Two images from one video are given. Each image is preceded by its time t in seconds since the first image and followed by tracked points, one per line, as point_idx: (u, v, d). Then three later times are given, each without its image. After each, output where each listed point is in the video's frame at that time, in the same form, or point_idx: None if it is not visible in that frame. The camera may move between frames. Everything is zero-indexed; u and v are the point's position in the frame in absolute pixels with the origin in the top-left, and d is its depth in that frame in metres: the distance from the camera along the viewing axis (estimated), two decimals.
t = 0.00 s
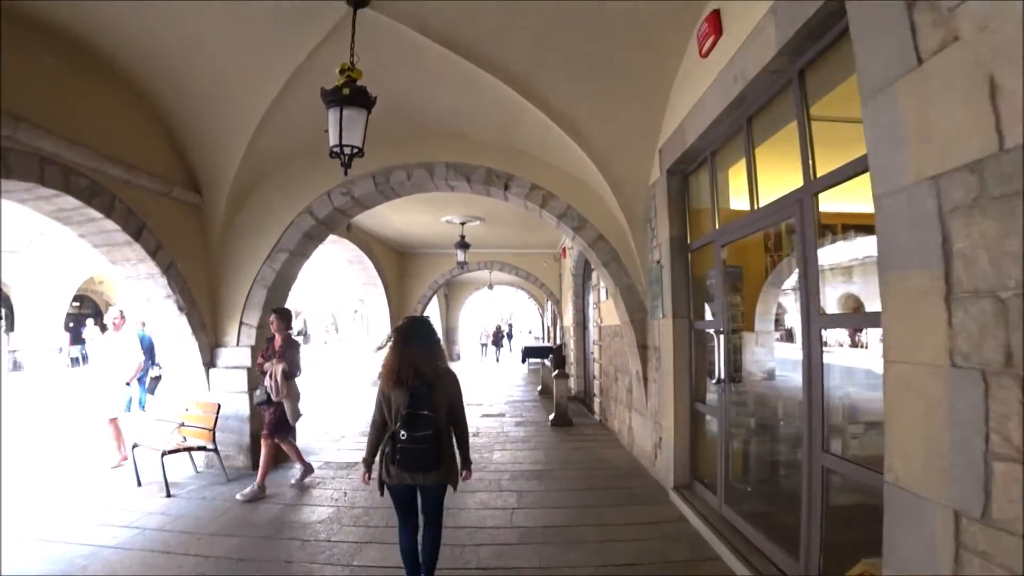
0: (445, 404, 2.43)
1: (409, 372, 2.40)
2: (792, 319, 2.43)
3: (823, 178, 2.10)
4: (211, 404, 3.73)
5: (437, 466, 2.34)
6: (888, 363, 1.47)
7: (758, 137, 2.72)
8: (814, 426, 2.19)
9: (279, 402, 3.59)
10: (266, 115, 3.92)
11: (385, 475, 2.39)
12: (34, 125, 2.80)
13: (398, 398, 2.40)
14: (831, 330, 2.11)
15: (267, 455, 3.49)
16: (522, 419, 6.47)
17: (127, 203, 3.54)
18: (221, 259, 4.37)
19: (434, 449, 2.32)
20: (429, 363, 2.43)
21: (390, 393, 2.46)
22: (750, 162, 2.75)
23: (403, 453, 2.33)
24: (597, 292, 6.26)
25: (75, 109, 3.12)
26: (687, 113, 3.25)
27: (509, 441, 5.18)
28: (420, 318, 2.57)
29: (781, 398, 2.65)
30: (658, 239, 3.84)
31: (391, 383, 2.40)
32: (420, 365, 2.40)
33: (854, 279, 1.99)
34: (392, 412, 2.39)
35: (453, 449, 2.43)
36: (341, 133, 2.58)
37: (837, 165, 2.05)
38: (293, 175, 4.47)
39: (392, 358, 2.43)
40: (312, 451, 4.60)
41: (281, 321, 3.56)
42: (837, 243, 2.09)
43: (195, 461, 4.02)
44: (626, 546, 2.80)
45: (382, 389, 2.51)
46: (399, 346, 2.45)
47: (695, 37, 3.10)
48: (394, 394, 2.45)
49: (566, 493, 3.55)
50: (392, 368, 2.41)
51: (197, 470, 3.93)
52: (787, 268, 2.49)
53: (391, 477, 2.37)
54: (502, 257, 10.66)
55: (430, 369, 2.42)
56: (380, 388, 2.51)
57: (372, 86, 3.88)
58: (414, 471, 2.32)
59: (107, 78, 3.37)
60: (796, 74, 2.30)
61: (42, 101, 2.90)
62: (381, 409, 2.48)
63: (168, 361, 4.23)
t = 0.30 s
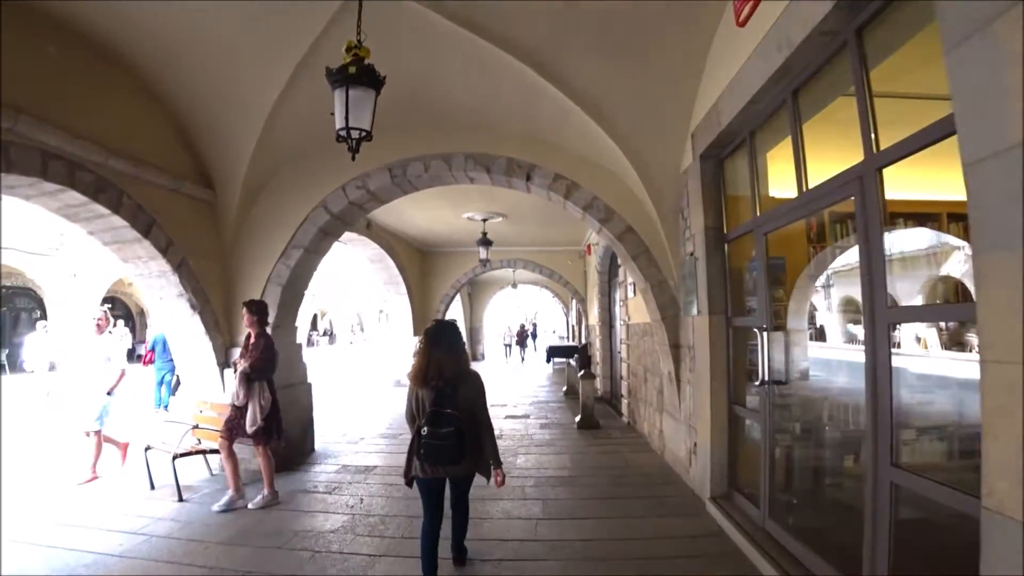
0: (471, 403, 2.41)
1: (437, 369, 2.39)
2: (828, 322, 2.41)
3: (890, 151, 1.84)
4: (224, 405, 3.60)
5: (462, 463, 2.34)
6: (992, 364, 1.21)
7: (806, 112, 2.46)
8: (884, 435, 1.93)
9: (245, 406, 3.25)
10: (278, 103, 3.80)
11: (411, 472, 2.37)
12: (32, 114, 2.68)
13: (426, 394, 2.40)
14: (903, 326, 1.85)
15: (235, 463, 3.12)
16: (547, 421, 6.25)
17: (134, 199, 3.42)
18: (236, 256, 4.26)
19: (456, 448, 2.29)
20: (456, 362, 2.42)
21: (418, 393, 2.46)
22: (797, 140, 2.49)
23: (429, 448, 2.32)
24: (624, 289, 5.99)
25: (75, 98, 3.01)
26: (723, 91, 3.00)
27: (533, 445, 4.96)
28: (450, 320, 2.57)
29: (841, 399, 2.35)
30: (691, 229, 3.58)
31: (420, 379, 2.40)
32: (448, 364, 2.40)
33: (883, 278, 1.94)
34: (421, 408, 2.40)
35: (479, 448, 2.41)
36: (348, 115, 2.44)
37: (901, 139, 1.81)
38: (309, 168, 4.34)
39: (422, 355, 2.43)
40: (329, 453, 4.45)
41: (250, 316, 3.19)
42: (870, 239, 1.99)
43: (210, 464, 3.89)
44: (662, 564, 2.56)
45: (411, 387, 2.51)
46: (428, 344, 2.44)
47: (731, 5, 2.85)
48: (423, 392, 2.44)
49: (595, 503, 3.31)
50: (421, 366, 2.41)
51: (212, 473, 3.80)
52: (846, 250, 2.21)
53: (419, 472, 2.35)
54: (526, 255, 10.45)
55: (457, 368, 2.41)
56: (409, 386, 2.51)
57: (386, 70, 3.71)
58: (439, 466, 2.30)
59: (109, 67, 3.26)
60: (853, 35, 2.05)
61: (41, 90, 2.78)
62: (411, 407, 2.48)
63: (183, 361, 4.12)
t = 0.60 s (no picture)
0: (489, 393, 2.48)
1: (456, 360, 2.47)
2: (857, 320, 2.35)
3: (953, 124, 1.60)
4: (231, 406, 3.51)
5: (481, 449, 2.41)
6: None
7: (847, 90, 2.24)
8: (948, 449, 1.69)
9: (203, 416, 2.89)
10: (284, 92, 3.66)
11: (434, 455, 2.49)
12: (26, 104, 2.57)
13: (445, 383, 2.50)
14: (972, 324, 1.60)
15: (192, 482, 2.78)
16: (567, 422, 6.04)
17: (137, 194, 3.30)
18: (244, 253, 4.14)
19: (474, 435, 2.37)
20: (474, 354, 2.49)
21: (435, 379, 2.55)
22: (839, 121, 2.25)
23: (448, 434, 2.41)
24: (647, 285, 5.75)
25: (74, 87, 2.90)
26: (753, 70, 2.78)
27: (551, 448, 4.76)
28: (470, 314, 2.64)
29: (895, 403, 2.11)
30: (719, 221, 3.35)
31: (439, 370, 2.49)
32: (466, 356, 2.47)
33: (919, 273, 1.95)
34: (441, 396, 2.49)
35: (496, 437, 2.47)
36: (347, 97, 2.30)
37: (968, 109, 1.57)
38: (319, 161, 4.21)
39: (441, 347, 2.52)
40: (340, 456, 4.31)
41: (207, 315, 2.86)
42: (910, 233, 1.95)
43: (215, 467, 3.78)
44: None
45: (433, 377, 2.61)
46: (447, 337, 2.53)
47: None
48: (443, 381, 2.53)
49: (617, 513, 3.10)
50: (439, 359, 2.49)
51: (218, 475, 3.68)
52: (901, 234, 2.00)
53: (440, 456, 2.46)
54: (545, 251, 10.24)
55: (474, 359, 2.49)
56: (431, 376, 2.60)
57: (394, 55, 3.54)
58: (459, 452, 2.39)
59: (111, 60, 3.17)
60: None
61: (36, 78, 2.67)
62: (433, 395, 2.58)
63: (190, 360, 4.03)
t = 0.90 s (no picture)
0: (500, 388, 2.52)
1: (467, 358, 2.51)
2: (886, 318, 2.26)
3: None
4: (227, 409, 3.34)
5: (493, 443, 2.45)
6: None
7: (901, 56, 1.96)
8: None
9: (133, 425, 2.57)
10: (285, 82, 3.48)
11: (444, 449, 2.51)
12: (4, 94, 2.39)
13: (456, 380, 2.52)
14: None
15: (112, 495, 2.45)
16: (586, 425, 5.79)
17: (132, 189, 3.14)
18: (247, 250, 3.99)
19: (488, 427, 2.42)
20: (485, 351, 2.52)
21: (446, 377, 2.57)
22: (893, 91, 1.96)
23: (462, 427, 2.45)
24: (670, 282, 5.47)
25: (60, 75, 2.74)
26: (788, 42, 2.51)
27: (568, 452, 4.52)
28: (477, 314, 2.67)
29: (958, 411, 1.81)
30: (749, 210, 3.09)
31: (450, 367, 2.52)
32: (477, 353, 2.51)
33: (957, 267, 2.07)
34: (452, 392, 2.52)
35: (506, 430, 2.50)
36: (337, 74, 2.08)
37: None
38: (324, 154, 4.04)
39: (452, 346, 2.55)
40: (346, 460, 4.14)
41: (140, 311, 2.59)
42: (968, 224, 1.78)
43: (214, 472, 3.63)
44: None
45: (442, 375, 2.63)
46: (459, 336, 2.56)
47: None
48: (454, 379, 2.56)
49: (636, 527, 2.86)
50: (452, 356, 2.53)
51: (215, 481, 3.53)
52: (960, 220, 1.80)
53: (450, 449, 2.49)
54: (565, 248, 9.98)
55: (485, 355, 2.52)
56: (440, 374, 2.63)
57: (398, 39, 3.33)
58: (471, 444, 2.43)
59: (104, 48, 3.02)
60: None
61: (18, 66, 2.51)
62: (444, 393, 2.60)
63: (191, 362, 3.89)
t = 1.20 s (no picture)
0: (513, 390, 2.38)
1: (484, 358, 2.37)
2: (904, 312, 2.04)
3: None
4: (223, 413, 3.24)
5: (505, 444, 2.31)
6: None
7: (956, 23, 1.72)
8: None
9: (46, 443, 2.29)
10: (286, 72, 3.32)
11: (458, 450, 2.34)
12: None
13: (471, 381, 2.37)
14: None
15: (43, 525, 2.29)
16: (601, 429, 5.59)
17: (127, 185, 3.02)
18: (248, 248, 3.86)
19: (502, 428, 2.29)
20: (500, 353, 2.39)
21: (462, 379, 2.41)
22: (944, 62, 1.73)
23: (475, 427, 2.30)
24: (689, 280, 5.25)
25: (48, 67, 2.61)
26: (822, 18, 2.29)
27: (582, 458, 4.33)
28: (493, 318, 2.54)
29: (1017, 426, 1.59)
30: (776, 203, 2.87)
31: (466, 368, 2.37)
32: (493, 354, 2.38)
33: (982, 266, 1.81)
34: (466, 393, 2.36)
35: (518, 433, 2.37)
36: (328, 53, 1.92)
37: None
38: (327, 149, 3.89)
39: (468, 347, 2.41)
40: (352, 466, 3.99)
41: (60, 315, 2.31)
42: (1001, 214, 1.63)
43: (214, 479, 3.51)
44: None
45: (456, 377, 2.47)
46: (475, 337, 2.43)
47: None
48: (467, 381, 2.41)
49: (653, 543, 2.67)
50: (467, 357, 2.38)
51: (215, 488, 3.41)
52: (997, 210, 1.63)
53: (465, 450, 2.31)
54: (580, 246, 9.78)
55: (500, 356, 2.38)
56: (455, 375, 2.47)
57: (402, 26, 3.15)
58: (486, 445, 2.28)
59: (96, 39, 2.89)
60: None
61: None
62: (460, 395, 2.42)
63: (192, 365, 3.77)
